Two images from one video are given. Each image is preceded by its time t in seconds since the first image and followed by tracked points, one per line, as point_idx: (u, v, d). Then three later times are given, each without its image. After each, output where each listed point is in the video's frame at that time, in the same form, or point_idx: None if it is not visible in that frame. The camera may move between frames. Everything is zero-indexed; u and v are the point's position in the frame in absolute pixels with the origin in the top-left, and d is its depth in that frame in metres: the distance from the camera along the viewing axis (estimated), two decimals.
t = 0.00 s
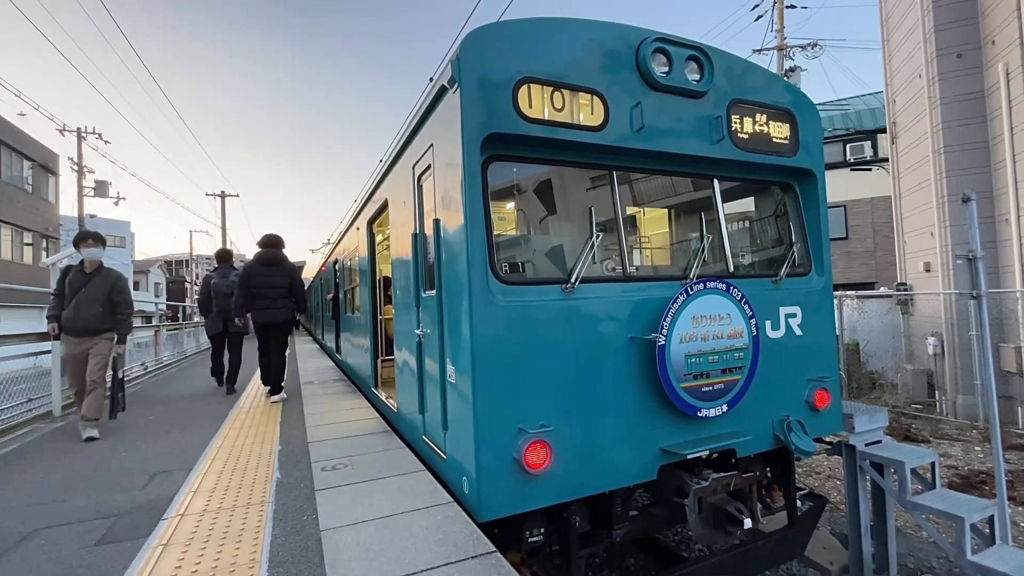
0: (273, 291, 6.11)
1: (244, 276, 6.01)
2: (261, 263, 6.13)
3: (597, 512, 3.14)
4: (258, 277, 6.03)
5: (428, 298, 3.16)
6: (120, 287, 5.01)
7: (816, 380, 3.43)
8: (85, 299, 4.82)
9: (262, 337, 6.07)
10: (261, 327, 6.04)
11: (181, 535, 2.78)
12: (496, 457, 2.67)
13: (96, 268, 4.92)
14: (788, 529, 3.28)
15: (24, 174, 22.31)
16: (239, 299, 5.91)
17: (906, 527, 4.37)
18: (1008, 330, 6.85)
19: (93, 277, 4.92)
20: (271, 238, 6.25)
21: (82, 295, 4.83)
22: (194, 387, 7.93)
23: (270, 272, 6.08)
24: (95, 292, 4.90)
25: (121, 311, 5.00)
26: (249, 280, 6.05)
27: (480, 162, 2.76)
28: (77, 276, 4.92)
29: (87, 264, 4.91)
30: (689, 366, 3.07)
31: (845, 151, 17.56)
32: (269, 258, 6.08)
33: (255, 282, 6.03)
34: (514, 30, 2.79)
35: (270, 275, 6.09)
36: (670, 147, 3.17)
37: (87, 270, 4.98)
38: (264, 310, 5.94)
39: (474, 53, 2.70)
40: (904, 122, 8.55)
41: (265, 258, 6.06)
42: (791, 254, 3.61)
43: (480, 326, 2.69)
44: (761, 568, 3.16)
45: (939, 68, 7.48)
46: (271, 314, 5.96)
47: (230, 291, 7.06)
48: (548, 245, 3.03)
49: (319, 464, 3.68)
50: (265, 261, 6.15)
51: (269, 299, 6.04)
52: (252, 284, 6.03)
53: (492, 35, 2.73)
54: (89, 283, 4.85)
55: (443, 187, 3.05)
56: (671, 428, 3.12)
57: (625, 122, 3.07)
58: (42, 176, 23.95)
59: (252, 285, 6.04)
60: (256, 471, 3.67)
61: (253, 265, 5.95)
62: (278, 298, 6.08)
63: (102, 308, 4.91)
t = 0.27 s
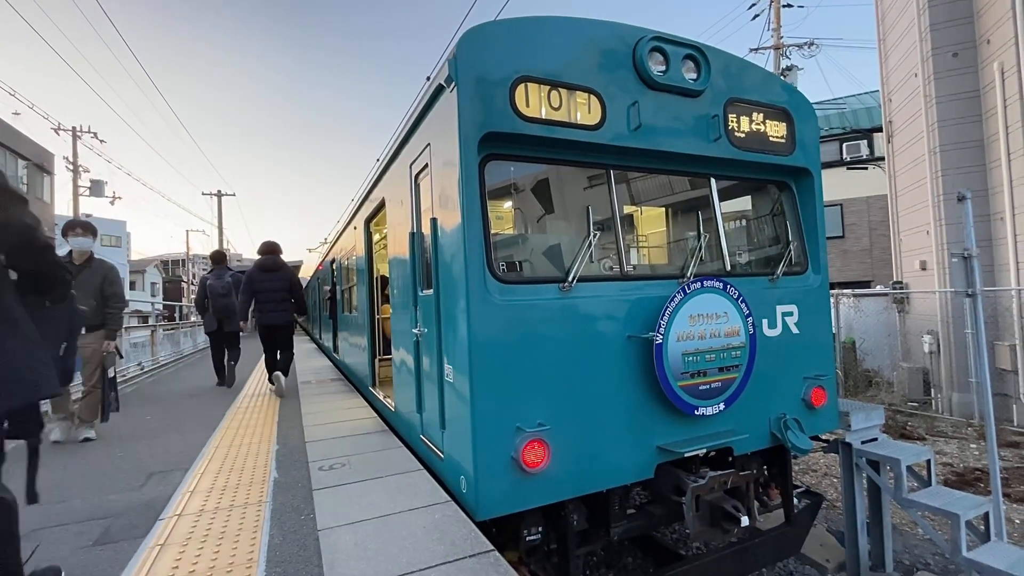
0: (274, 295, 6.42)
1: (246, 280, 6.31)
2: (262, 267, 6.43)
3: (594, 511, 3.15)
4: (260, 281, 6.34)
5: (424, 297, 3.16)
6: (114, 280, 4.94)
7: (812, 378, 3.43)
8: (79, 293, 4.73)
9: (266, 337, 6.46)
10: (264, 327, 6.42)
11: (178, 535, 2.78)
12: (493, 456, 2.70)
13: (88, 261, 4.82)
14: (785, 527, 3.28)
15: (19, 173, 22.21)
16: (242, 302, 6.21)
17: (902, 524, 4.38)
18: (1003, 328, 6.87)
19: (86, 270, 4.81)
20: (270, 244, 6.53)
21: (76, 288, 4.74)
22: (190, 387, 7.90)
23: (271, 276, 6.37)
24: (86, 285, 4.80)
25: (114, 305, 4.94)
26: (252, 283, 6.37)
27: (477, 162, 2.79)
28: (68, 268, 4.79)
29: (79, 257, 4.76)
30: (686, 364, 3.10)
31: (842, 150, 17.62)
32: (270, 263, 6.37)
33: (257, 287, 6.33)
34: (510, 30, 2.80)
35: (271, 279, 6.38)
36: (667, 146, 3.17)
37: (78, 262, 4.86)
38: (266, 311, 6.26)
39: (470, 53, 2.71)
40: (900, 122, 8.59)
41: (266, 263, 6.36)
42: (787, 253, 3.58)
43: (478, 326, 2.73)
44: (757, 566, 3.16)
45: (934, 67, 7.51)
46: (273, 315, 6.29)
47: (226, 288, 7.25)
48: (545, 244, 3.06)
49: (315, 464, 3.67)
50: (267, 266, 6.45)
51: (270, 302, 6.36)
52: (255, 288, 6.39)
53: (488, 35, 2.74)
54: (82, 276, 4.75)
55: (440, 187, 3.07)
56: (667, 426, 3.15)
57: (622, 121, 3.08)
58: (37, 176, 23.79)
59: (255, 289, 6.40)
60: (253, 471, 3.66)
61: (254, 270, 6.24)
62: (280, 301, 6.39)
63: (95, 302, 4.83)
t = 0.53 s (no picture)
0: (273, 293, 6.71)
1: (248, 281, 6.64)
2: (263, 268, 6.74)
3: (591, 509, 3.16)
4: (262, 281, 6.67)
5: (420, 295, 3.16)
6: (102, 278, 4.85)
7: (807, 376, 3.43)
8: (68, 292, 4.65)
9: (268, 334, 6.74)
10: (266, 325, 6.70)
11: (172, 536, 2.77)
12: (489, 455, 2.73)
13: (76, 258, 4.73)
14: (779, 524, 3.29)
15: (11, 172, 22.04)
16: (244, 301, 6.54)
17: (896, 521, 4.40)
18: (995, 326, 6.92)
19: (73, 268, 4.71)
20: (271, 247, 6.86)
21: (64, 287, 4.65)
22: (185, 387, 7.87)
23: (271, 275, 6.70)
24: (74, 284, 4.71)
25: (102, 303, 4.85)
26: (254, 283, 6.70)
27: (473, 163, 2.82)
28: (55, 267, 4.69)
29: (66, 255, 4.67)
30: (681, 363, 3.11)
31: (837, 148, 17.69)
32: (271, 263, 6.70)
33: (259, 286, 6.67)
34: (504, 28, 2.81)
35: (271, 279, 6.69)
36: (662, 145, 3.18)
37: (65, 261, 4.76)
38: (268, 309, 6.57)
39: (466, 53, 2.73)
40: (894, 121, 8.64)
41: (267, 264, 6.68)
42: (782, 251, 3.57)
43: (474, 325, 2.75)
44: (752, 563, 3.18)
45: (927, 67, 7.54)
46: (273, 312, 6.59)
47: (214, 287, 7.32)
48: (541, 243, 3.09)
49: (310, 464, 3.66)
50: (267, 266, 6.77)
51: (268, 300, 6.66)
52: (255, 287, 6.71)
53: (483, 34, 2.75)
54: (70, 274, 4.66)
55: (436, 186, 3.07)
56: (663, 424, 3.17)
57: (618, 120, 3.09)
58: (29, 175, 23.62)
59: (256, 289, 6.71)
60: (248, 471, 3.64)
61: (254, 270, 6.57)
62: (280, 299, 6.70)
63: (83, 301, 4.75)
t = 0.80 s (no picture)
0: (268, 295, 6.77)
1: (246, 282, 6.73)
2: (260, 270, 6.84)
3: (590, 514, 3.07)
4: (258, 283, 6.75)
5: (413, 294, 3.06)
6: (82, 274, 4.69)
7: (812, 376, 3.33)
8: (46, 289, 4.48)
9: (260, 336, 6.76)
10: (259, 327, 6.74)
11: (156, 544, 2.66)
12: (485, 458, 2.67)
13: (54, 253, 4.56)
14: (783, 528, 3.20)
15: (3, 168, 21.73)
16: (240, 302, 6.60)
17: (902, 524, 4.31)
18: (1005, 326, 6.87)
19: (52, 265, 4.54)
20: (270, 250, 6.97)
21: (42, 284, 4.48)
22: (175, 388, 7.73)
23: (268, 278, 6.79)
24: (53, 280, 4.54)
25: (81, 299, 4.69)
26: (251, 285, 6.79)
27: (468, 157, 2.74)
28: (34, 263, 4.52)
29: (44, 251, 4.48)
30: (683, 363, 3.02)
31: (841, 144, 17.58)
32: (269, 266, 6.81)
33: (255, 288, 6.74)
34: (500, 17, 2.71)
35: (267, 281, 6.77)
36: (663, 139, 3.09)
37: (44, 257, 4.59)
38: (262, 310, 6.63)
39: (460, 42, 2.64)
40: (901, 114, 8.55)
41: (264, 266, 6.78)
42: (786, 248, 3.46)
43: (469, 324, 2.69)
44: (756, 568, 3.09)
45: (936, 58, 7.45)
46: (267, 314, 6.64)
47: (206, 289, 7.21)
48: (538, 239, 3.00)
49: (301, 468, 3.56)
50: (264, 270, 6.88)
51: (263, 302, 6.71)
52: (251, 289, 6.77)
53: (478, 23, 2.66)
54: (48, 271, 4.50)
55: (429, 180, 2.98)
56: (664, 425, 3.09)
57: (617, 112, 3.00)
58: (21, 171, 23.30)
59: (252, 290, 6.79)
60: (236, 475, 3.53)
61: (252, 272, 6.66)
62: (274, 302, 6.75)
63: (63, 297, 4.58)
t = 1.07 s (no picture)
0: (264, 292, 6.94)
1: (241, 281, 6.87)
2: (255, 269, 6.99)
3: (587, 515, 3.03)
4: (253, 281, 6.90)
5: (408, 292, 3.00)
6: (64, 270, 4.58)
7: (812, 374, 3.29)
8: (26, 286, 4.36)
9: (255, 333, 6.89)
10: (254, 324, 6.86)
11: (146, 547, 2.61)
12: (481, 459, 2.63)
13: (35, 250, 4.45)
14: (782, 529, 3.16)
15: None
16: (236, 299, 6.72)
17: (902, 524, 4.28)
18: (1005, 323, 6.86)
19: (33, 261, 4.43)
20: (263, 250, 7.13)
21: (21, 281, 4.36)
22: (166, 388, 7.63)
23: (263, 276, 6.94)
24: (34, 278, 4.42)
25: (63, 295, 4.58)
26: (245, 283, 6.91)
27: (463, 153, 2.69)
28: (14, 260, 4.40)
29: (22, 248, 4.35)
30: (682, 361, 2.98)
31: (842, 138, 17.56)
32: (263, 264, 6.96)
33: (250, 286, 6.88)
34: (495, 10, 2.67)
35: (262, 279, 6.92)
36: (662, 134, 3.04)
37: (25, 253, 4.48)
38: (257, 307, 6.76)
39: (454, 36, 2.59)
40: (902, 108, 8.52)
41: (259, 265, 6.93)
42: (786, 245, 3.41)
43: (464, 323, 2.66)
44: (755, 569, 3.06)
45: (937, 53, 7.43)
46: (262, 311, 6.78)
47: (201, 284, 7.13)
48: (535, 237, 2.95)
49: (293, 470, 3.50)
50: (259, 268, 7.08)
51: (259, 299, 6.85)
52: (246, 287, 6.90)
53: (473, 17, 2.61)
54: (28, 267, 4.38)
55: (424, 177, 2.93)
56: (662, 425, 3.04)
57: (615, 107, 2.95)
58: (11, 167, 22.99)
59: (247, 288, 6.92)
60: (227, 476, 3.48)
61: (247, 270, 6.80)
62: (270, 299, 6.89)
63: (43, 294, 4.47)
